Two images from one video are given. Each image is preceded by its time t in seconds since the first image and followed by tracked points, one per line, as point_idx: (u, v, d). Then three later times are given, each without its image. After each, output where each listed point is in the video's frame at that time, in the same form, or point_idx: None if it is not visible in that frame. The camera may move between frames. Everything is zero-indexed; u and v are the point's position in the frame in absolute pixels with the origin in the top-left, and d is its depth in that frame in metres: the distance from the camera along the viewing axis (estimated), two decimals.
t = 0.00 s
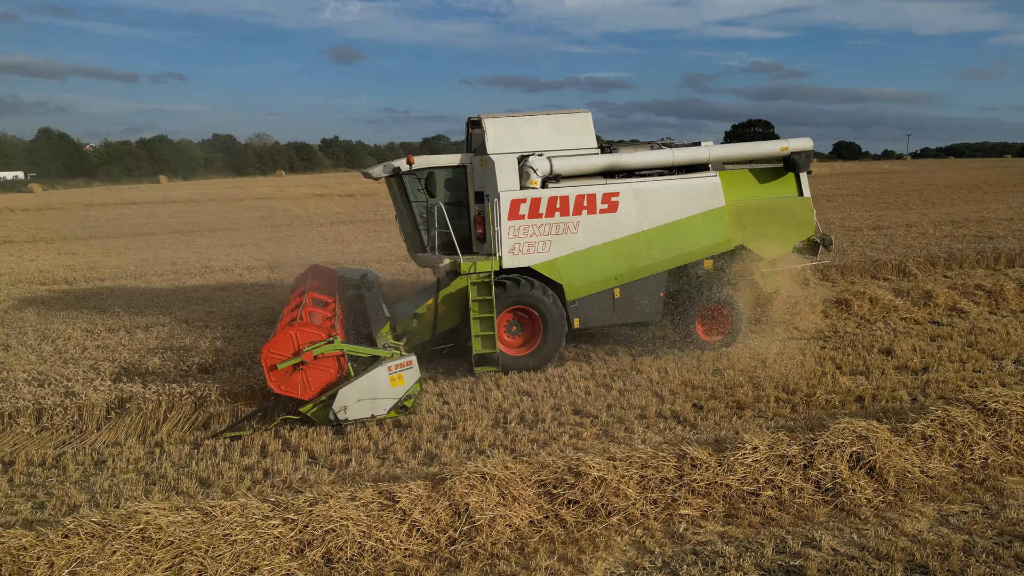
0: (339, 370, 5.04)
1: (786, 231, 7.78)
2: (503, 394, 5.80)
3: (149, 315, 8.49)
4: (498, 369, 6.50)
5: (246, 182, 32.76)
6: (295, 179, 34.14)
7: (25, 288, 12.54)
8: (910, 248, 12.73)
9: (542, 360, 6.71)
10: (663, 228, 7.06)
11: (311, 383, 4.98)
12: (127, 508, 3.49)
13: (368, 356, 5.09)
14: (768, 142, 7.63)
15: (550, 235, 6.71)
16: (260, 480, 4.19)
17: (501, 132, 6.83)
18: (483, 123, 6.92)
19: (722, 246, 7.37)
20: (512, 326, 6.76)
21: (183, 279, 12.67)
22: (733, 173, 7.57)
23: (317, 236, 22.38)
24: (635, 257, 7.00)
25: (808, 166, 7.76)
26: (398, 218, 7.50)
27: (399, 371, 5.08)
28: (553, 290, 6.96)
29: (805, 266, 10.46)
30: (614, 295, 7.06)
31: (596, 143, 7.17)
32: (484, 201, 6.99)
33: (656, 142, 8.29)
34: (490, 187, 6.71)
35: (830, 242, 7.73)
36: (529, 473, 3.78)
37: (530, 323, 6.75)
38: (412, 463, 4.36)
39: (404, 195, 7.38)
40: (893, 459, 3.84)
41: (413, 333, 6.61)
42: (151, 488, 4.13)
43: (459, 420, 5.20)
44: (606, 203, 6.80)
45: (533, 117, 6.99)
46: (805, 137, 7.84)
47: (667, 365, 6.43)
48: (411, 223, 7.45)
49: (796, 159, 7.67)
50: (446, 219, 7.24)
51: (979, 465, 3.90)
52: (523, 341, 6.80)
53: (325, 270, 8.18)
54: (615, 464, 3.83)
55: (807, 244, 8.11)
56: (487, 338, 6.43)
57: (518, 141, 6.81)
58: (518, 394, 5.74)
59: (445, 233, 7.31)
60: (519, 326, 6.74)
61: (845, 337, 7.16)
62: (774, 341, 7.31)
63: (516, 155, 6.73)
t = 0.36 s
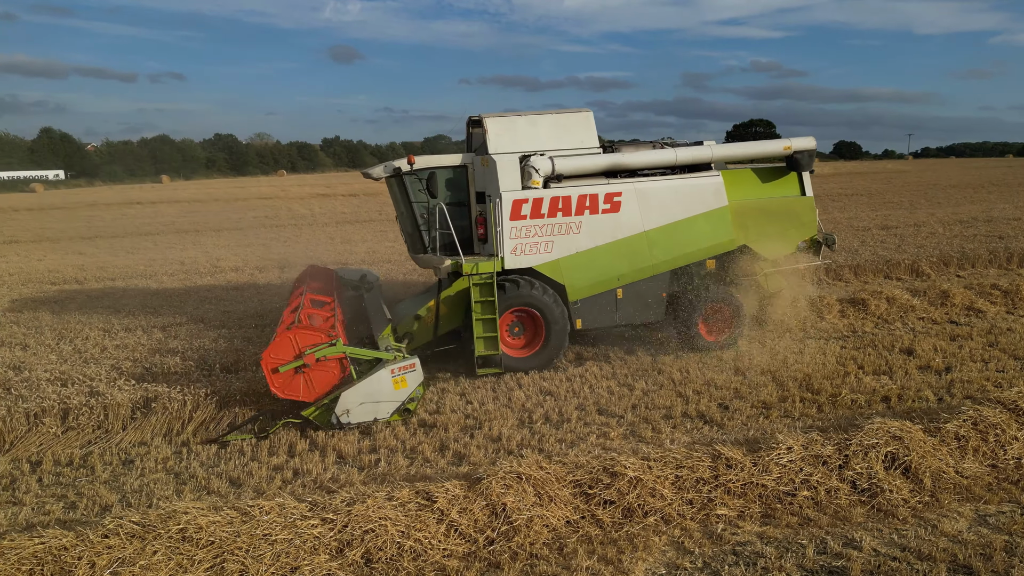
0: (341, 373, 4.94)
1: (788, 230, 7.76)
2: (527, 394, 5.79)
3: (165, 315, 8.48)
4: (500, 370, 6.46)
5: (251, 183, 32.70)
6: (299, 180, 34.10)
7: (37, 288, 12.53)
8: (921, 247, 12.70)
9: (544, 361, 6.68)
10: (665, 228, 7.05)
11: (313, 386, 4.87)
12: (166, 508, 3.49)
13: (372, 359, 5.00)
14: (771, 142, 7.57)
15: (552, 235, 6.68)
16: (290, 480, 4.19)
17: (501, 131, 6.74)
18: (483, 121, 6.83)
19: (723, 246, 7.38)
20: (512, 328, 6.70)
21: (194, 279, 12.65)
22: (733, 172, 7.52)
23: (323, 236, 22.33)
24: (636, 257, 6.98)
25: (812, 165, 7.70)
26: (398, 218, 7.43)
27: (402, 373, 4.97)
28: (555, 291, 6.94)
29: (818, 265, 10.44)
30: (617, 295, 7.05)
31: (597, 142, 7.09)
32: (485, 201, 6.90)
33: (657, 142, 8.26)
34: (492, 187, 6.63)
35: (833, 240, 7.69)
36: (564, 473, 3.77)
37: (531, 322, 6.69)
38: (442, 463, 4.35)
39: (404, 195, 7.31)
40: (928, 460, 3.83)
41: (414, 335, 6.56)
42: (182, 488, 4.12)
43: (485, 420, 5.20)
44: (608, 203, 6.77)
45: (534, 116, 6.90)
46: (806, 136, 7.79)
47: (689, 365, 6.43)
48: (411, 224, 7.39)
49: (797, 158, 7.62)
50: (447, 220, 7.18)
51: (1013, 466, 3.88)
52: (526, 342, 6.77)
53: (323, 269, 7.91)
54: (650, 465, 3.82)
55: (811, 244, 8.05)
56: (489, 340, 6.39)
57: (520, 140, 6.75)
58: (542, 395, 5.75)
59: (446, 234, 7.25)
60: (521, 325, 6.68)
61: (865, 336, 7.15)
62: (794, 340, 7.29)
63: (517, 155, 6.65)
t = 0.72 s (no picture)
0: (347, 375, 4.95)
1: (792, 231, 7.73)
2: (555, 394, 5.78)
3: (183, 315, 8.47)
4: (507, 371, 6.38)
5: (257, 183, 32.66)
6: (305, 180, 34.08)
7: (51, 288, 12.51)
8: (935, 247, 12.66)
9: (550, 363, 6.59)
10: (670, 228, 7.01)
11: (318, 387, 4.87)
12: (213, 508, 3.49)
13: (376, 360, 5.02)
14: (775, 142, 7.52)
15: (556, 236, 6.62)
16: (327, 480, 4.18)
17: (505, 131, 6.70)
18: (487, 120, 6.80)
19: (728, 247, 7.32)
20: (517, 330, 6.59)
21: (208, 279, 12.64)
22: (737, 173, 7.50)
23: (331, 236, 22.28)
24: (640, 257, 6.93)
25: (815, 165, 7.65)
26: (400, 218, 7.34)
27: (408, 375, 4.97)
28: (559, 291, 6.90)
29: (835, 264, 10.42)
30: (621, 296, 7.03)
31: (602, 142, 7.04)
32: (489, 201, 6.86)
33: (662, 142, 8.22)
34: (496, 187, 6.58)
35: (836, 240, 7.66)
36: (609, 474, 3.76)
37: (533, 322, 6.59)
38: (478, 463, 4.34)
39: (406, 195, 7.21)
40: (972, 460, 3.82)
41: (417, 336, 6.48)
42: (221, 488, 4.11)
43: (516, 419, 5.20)
44: (612, 203, 6.72)
45: (538, 116, 6.86)
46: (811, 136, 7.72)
47: (715, 365, 6.43)
48: (414, 224, 7.30)
49: (801, 158, 7.56)
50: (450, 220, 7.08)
51: None
52: (531, 343, 6.69)
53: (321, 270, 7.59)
54: (694, 465, 3.81)
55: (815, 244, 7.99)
56: (494, 340, 6.26)
57: (524, 139, 6.70)
58: (569, 394, 5.74)
59: (449, 234, 7.16)
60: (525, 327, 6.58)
61: (889, 335, 7.13)
62: (816, 339, 7.28)
63: (521, 154, 6.59)
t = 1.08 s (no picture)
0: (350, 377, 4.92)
1: (801, 233, 7.67)
2: (584, 395, 5.77)
3: (203, 316, 8.47)
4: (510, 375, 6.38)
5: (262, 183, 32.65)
6: (311, 180, 34.06)
7: (66, 288, 12.51)
8: (950, 247, 12.63)
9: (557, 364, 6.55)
10: (675, 230, 6.93)
11: (320, 389, 4.85)
12: (262, 508, 3.50)
13: (379, 363, 5.01)
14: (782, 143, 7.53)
15: (560, 237, 6.57)
16: (366, 481, 4.18)
17: (509, 132, 6.69)
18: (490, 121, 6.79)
19: (735, 249, 7.24)
20: (522, 332, 6.56)
21: (222, 279, 12.64)
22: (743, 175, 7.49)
23: (340, 236, 22.26)
24: (645, 259, 6.86)
25: (822, 167, 7.65)
26: (405, 219, 7.31)
27: (411, 377, 4.94)
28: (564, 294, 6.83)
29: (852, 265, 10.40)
30: (627, 299, 6.93)
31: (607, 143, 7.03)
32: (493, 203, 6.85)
33: (668, 143, 8.20)
34: (500, 188, 6.57)
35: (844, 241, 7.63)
36: (655, 476, 3.76)
37: (536, 323, 6.55)
38: (516, 464, 4.34)
39: (411, 196, 7.16)
40: (1017, 461, 3.80)
41: (420, 338, 6.49)
42: (260, 488, 4.11)
43: (548, 420, 5.19)
44: (618, 204, 6.66)
45: (542, 116, 6.85)
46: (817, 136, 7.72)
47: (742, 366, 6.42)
48: (418, 225, 7.26)
49: (808, 159, 7.55)
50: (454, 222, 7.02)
51: None
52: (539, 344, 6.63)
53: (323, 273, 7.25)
54: (739, 467, 3.80)
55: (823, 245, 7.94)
56: (497, 343, 6.24)
57: (529, 140, 6.69)
58: (598, 395, 5.73)
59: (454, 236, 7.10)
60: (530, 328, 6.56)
61: (913, 336, 7.12)
62: (841, 340, 7.27)
63: (525, 156, 6.58)
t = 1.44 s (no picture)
0: (354, 382, 4.87)
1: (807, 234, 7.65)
2: (613, 395, 5.76)
3: (222, 316, 8.46)
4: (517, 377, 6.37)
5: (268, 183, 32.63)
6: (317, 180, 34.06)
7: (80, 288, 12.51)
8: (963, 247, 12.62)
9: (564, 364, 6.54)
10: (680, 232, 6.91)
11: (325, 394, 4.79)
12: (310, 509, 3.51)
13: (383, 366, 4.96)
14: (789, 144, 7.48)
15: (565, 239, 6.52)
16: (404, 482, 4.17)
17: (513, 133, 6.66)
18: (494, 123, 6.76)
19: (740, 250, 7.23)
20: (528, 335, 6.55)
21: (235, 279, 12.63)
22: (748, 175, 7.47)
23: (348, 236, 22.26)
24: (650, 262, 6.83)
25: (829, 168, 7.61)
26: (408, 220, 7.28)
27: (416, 382, 4.86)
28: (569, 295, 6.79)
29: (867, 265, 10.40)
30: (631, 300, 6.92)
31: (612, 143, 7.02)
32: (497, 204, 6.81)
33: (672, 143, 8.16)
34: (502, 189, 6.52)
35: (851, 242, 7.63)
36: (700, 477, 3.76)
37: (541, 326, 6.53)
38: (554, 465, 4.33)
39: (414, 197, 7.13)
40: None
41: (424, 341, 6.43)
42: (299, 489, 4.11)
43: (579, 420, 5.20)
44: (623, 206, 6.63)
45: (546, 117, 6.84)
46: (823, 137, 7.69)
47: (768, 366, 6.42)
48: (422, 226, 7.23)
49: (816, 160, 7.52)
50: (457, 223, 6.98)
51: None
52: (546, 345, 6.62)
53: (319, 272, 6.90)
54: (783, 469, 3.80)
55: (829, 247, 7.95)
56: (503, 346, 6.17)
57: (533, 142, 6.68)
58: (626, 395, 5.74)
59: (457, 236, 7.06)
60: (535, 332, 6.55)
61: (937, 336, 7.11)
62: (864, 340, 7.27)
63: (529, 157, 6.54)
